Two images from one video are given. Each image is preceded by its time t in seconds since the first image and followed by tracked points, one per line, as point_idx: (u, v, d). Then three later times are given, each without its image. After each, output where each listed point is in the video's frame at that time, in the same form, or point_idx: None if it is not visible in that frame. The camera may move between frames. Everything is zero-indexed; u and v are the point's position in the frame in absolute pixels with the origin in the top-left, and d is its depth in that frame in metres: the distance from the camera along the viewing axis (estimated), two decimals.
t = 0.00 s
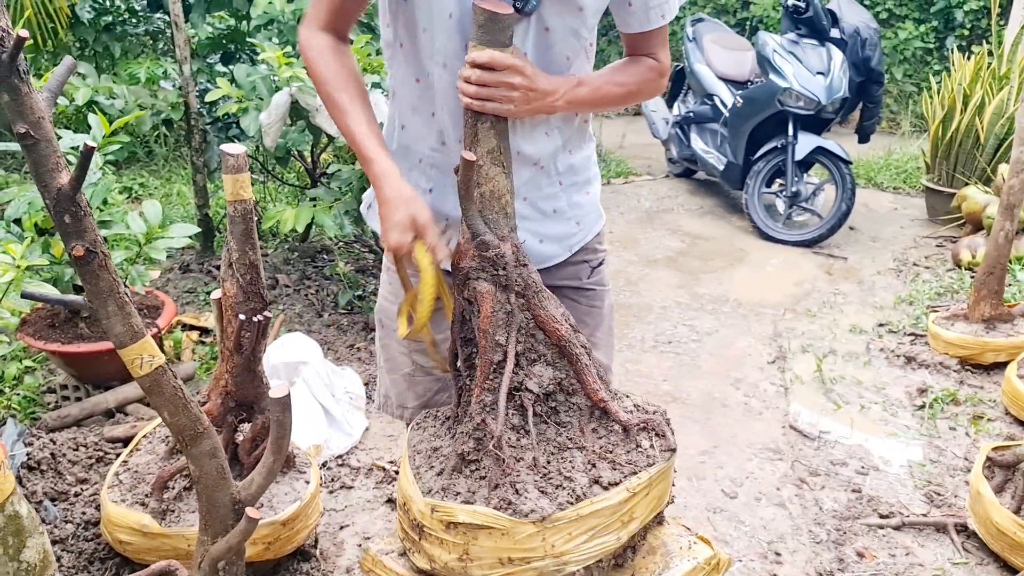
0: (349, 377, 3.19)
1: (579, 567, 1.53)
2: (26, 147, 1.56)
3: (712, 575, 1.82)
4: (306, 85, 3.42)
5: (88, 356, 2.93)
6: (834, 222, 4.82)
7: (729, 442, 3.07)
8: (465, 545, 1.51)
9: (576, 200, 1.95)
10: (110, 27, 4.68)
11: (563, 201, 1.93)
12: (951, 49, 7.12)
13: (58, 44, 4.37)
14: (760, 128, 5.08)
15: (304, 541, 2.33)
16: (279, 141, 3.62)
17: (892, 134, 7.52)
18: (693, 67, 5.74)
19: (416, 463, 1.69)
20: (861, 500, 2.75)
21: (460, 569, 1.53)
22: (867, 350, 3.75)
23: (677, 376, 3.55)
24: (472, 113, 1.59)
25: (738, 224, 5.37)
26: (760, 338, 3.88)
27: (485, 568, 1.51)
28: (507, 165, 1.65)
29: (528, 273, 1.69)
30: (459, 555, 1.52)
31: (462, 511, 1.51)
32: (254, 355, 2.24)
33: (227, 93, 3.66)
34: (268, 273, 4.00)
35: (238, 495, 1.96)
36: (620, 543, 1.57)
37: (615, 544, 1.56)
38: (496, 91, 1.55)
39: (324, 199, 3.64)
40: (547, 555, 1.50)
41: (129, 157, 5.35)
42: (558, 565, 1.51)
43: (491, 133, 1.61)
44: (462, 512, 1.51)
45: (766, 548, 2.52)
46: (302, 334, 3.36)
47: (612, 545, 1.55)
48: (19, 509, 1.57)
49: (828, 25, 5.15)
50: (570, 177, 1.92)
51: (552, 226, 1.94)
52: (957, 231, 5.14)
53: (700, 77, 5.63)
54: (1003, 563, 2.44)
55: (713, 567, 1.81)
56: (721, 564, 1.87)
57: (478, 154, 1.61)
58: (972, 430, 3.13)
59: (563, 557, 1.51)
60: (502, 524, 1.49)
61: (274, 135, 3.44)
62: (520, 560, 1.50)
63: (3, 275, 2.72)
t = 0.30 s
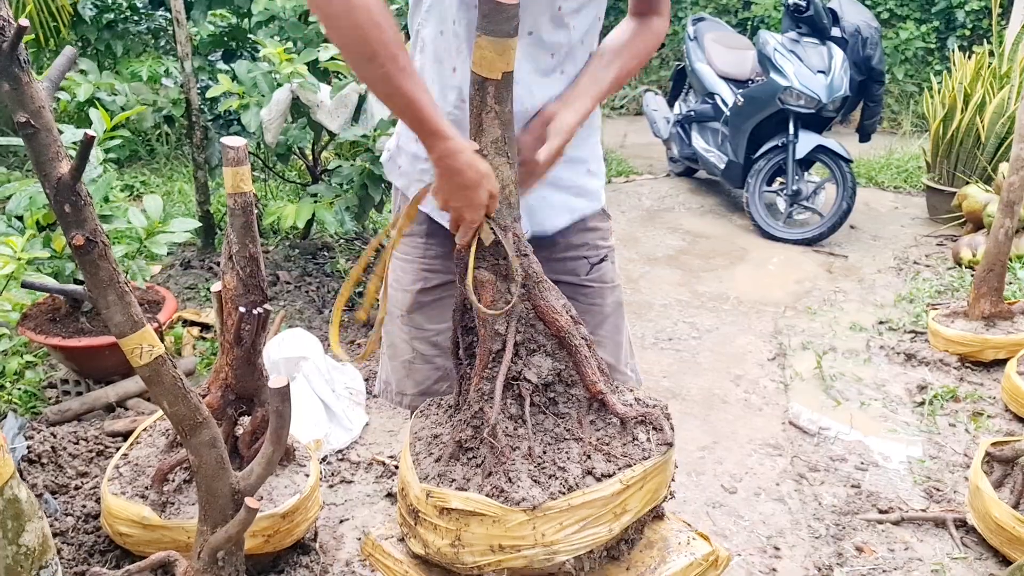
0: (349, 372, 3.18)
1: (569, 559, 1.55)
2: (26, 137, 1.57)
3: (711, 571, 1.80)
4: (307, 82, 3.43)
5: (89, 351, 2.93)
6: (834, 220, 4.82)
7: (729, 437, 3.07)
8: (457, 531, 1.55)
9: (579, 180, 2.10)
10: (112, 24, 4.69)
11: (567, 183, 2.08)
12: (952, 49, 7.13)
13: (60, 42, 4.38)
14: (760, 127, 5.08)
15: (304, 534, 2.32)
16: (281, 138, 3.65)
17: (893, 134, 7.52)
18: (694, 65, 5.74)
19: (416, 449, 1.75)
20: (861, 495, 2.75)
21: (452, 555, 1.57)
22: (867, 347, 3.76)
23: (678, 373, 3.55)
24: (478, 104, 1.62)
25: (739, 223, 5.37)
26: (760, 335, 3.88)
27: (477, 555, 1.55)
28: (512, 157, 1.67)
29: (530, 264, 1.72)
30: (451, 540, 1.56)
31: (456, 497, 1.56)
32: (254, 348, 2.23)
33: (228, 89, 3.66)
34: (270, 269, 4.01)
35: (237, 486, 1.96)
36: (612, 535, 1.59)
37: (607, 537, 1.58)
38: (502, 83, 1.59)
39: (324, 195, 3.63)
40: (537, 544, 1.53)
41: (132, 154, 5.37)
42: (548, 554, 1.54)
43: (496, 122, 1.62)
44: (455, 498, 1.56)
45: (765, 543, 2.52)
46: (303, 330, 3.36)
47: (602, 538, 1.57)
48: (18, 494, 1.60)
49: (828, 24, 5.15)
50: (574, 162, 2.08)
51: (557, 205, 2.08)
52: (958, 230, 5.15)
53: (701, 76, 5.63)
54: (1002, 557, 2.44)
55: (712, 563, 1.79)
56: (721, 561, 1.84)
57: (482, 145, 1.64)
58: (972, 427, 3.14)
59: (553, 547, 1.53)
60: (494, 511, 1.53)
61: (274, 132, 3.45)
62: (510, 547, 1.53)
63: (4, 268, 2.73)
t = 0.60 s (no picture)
0: (349, 371, 3.20)
1: (571, 555, 1.56)
2: (27, 135, 1.58)
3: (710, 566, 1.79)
4: (308, 82, 3.44)
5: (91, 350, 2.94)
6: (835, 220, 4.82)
7: (729, 436, 3.08)
8: (460, 528, 1.56)
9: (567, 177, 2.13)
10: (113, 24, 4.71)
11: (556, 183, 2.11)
12: (953, 50, 7.13)
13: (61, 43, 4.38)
14: (761, 127, 5.09)
15: (304, 532, 2.33)
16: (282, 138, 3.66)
17: (894, 134, 7.52)
18: (695, 66, 5.74)
19: (417, 447, 1.75)
20: (861, 494, 2.75)
21: (456, 553, 1.57)
22: (867, 347, 3.76)
23: (678, 372, 3.56)
24: (478, 102, 1.69)
25: (740, 223, 5.38)
26: (761, 335, 3.88)
27: (480, 552, 1.55)
28: (512, 153, 1.75)
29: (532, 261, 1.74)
30: (454, 538, 1.57)
31: (458, 494, 1.56)
32: (255, 346, 2.24)
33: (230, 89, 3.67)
34: (271, 269, 4.01)
35: (238, 483, 1.97)
36: (615, 531, 1.59)
37: (609, 532, 1.59)
38: (503, 81, 1.66)
39: (326, 194, 3.63)
40: (540, 541, 1.53)
41: (133, 155, 5.38)
42: (552, 550, 1.54)
43: (497, 121, 1.70)
44: (457, 496, 1.56)
45: (765, 541, 2.53)
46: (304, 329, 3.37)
47: (604, 534, 1.57)
48: (20, 489, 1.61)
49: (829, 24, 5.14)
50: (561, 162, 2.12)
51: (547, 201, 2.09)
52: (958, 229, 5.15)
53: (702, 76, 5.64)
54: (1002, 556, 2.44)
55: (712, 559, 1.79)
56: (719, 557, 1.84)
57: (483, 143, 1.72)
58: (972, 426, 3.14)
59: (556, 544, 1.54)
60: (497, 508, 1.53)
61: (275, 132, 3.47)
62: (514, 544, 1.53)
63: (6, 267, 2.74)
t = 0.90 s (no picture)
0: (350, 372, 3.19)
1: (568, 552, 1.55)
2: (28, 134, 1.57)
3: (711, 570, 1.79)
4: (309, 82, 3.44)
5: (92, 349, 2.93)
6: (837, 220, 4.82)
7: (731, 437, 3.07)
8: (458, 523, 1.56)
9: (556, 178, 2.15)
10: (115, 24, 4.70)
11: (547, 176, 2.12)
12: (955, 50, 7.13)
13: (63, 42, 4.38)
14: (763, 127, 5.08)
15: (305, 532, 2.32)
16: (284, 137, 3.65)
17: (895, 135, 7.51)
18: (697, 66, 5.73)
19: (419, 444, 1.75)
20: (862, 495, 2.75)
21: (454, 548, 1.57)
22: (869, 347, 3.75)
23: (679, 372, 3.55)
24: (483, 101, 1.70)
25: (741, 224, 5.37)
26: (762, 335, 3.88)
27: (478, 548, 1.55)
28: (516, 153, 1.75)
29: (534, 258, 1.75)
30: (453, 533, 1.57)
31: (457, 490, 1.56)
32: (256, 346, 2.24)
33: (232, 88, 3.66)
34: (272, 269, 4.01)
35: (238, 483, 1.97)
36: (613, 530, 1.58)
37: (607, 530, 1.57)
38: (508, 79, 1.67)
39: (327, 194, 3.62)
40: (537, 537, 1.53)
41: (134, 155, 5.38)
42: (549, 547, 1.53)
43: (501, 119, 1.70)
44: (456, 490, 1.56)
45: (766, 542, 2.52)
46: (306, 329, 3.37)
47: (601, 533, 1.56)
48: (21, 488, 1.61)
49: (831, 25, 5.12)
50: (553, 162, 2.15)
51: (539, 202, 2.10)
52: (960, 230, 5.15)
53: (704, 77, 5.63)
54: (1003, 557, 2.44)
55: (713, 562, 1.79)
56: (720, 560, 1.83)
57: (488, 141, 1.73)
58: (974, 426, 3.13)
59: (553, 540, 1.53)
60: (495, 504, 1.53)
61: (277, 132, 3.44)
62: (511, 540, 1.53)
63: (7, 267, 2.74)
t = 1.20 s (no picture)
0: (353, 373, 3.19)
1: (544, 532, 1.49)
2: (32, 138, 1.58)
3: None
4: (311, 84, 3.44)
5: (95, 351, 2.94)
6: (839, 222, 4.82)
7: (733, 439, 3.07)
8: (443, 498, 1.56)
9: (571, 171, 2.18)
10: (117, 26, 4.64)
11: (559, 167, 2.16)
12: (956, 52, 7.13)
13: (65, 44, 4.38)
14: (765, 129, 5.08)
15: (307, 535, 2.33)
16: (286, 139, 3.66)
17: (897, 136, 7.50)
18: (698, 67, 5.72)
19: (422, 429, 1.76)
20: (864, 497, 2.75)
21: (438, 523, 1.57)
22: (871, 349, 3.75)
23: (681, 374, 3.55)
24: (488, 97, 1.74)
25: (743, 225, 5.37)
26: (764, 337, 3.88)
27: (459, 523, 1.54)
28: (521, 147, 1.77)
29: (531, 247, 1.77)
30: (438, 508, 1.57)
31: (442, 464, 1.56)
32: (258, 349, 2.24)
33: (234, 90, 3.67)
34: (274, 271, 4.01)
35: (242, 485, 1.97)
36: (593, 512, 1.51)
37: (587, 512, 1.51)
38: (512, 76, 1.70)
39: (329, 196, 3.63)
40: (514, 513, 1.49)
41: (136, 156, 5.37)
42: (525, 523, 1.49)
43: (505, 115, 1.73)
44: (440, 464, 1.56)
45: (768, 544, 2.52)
46: (307, 331, 3.37)
47: (580, 515, 1.50)
48: (24, 492, 1.62)
49: (833, 26, 5.11)
50: (568, 157, 2.18)
51: (552, 195, 2.13)
52: (962, 231, 5.15)
53: (705, 78, 5.62)
54: (1005, 559, 2.44)
55: None
56: None
57: (492, 136, 1.75)
58: (976, 428, 3.13)
59: (530, 516, 1.49)
60: (474, 478, 1.51)
61: (280, 133, 3.45)
62: (490, 515, 1.50)
63: (10, 269, 2.74)
